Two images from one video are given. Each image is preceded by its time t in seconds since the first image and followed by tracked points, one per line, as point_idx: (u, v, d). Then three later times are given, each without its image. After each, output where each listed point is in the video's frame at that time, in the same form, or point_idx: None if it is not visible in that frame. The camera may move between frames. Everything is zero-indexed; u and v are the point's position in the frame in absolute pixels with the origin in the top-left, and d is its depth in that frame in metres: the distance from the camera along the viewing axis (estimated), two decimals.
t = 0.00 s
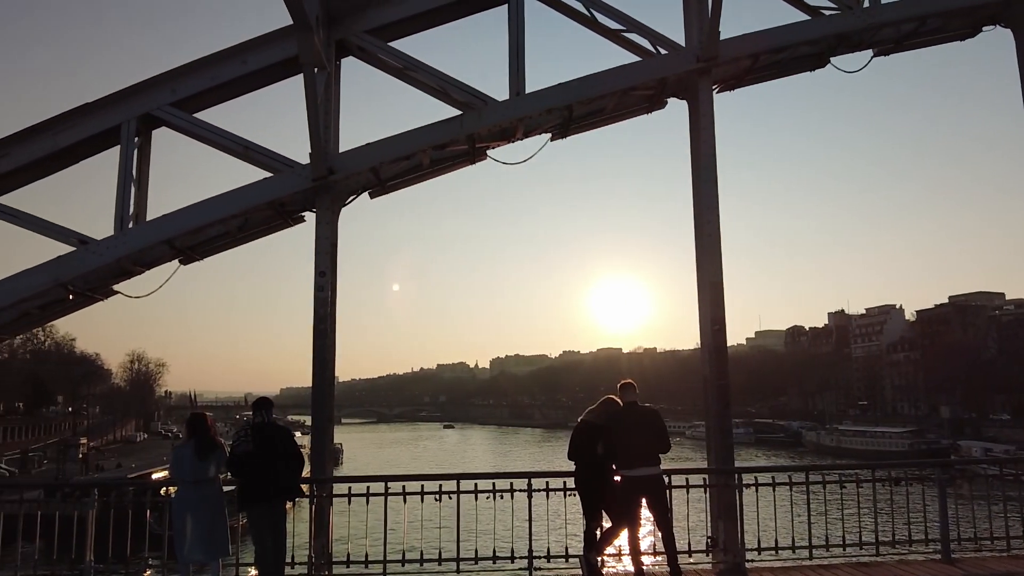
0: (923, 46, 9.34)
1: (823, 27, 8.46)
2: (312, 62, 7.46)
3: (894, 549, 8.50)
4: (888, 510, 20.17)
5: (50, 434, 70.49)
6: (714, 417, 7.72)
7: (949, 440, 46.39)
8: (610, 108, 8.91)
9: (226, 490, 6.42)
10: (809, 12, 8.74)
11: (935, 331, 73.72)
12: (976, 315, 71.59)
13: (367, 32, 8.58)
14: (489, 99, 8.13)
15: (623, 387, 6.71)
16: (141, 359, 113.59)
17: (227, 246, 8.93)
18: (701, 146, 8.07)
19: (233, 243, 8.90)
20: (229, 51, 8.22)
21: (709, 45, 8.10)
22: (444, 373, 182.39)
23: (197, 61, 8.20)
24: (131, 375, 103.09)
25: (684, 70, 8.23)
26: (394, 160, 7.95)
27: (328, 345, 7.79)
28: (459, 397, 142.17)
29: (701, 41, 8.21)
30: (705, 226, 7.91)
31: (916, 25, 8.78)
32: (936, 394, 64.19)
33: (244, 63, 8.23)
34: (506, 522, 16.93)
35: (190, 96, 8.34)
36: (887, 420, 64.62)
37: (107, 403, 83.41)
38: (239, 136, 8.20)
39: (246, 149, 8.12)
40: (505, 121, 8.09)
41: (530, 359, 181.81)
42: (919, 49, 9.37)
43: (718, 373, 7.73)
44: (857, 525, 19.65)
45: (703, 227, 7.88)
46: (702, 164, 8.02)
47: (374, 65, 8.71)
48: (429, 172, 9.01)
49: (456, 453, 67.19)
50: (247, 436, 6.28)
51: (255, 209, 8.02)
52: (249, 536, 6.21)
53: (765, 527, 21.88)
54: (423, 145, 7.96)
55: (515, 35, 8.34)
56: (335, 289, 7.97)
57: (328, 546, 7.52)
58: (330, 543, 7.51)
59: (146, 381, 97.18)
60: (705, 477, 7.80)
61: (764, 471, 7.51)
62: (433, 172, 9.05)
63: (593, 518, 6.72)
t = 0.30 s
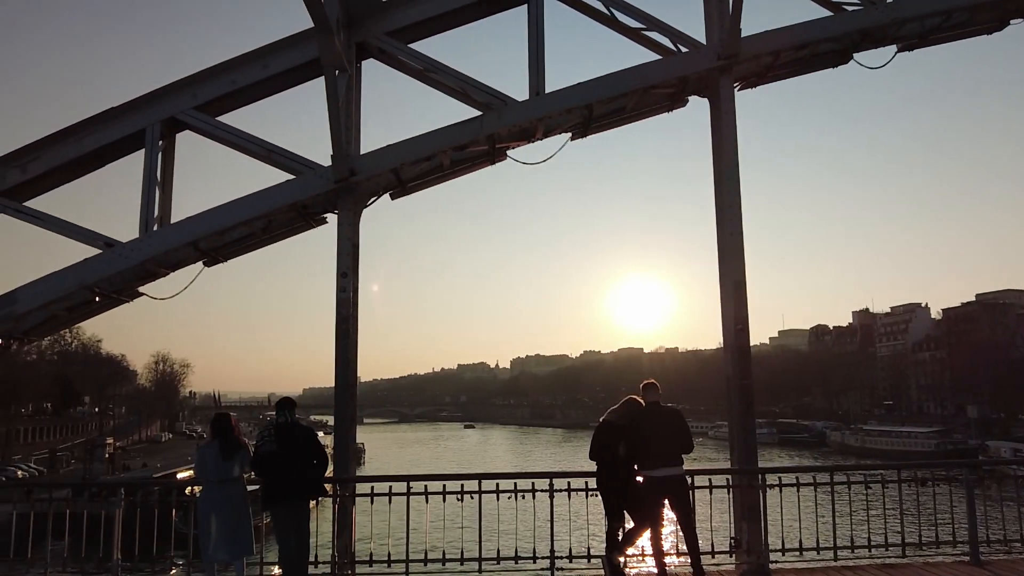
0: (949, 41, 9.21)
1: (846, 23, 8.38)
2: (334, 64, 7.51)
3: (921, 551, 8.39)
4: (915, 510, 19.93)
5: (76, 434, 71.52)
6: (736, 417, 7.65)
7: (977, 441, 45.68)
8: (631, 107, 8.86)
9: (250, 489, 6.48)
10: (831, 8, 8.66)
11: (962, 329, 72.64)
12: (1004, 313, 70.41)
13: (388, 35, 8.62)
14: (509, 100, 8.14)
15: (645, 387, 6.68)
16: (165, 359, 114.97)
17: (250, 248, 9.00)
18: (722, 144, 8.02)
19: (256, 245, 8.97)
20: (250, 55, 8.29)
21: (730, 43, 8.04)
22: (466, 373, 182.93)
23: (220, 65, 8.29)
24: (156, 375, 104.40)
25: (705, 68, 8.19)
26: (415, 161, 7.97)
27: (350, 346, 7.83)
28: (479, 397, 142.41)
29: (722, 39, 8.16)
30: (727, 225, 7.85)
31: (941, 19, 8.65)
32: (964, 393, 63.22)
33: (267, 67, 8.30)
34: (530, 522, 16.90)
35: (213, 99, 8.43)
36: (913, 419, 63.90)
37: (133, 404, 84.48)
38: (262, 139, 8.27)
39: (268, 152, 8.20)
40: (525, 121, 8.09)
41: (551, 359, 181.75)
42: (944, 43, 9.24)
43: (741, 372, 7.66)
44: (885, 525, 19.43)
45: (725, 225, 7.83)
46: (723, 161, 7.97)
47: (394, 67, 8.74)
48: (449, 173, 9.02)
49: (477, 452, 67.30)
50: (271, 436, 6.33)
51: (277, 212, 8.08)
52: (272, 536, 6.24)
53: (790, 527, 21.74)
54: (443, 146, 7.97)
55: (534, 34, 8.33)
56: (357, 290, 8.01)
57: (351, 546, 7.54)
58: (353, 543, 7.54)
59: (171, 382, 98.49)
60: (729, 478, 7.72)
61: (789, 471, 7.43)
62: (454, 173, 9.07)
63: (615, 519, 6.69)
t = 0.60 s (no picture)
0: (975, 34, 9.07)
1: (871, 18, 8.28)
2: (354, 66, 7.54)
3: (948, 553, 8.26)
4: (941, 511, 19.70)
5: (102, 433, 72.50)
6: (760, 417, 7.58)
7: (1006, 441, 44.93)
8: (652, 106, 8.82)
9: (273, 487, 6.53)
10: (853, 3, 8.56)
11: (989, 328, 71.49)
12: None
13: (407, 36, 8.65)
14: (529, 100, 8.14)
15: (667, 387, 6.64)
16: (189, 360, 116.29)
17: (272, 250, 9.08)
18: (743, 142, 7.95)
19: (278, 246, 9.05)
20: (271, 58, 8.36)
21: (751, 40, 7.98)
22: (487, 372, 183.34)
23: (241, 69, 8.36)
24: (180, 376, 105.61)
25: (726, 66, 8.13)
26: (435, 162, 8.00)
27: (372, 347, 7.86)
28: (500, 397, 142.55)
29: (743, 36, 8.11)
30: (749, 223, 7.79)
31: (968, 13, 8.52)
32: (992, 393, 62.22)
33: (288, 70, 8.37)
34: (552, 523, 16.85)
35: (235, 102, 8.51)
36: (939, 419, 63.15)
37: (158, 404, 85.53)
38: (283, 142, 8.33)
39: (290, 154, 8.26)
40: (545, 121, 8.08)
41: (571, 359, 181.62)
42: (970, 37, 9.09)
43: (764, 372, 7.60)
44: (913, 527, 19.18)
45: (747, 224, 7.76)
46: (745, 158, 7.89)
47: (414, 69, 8.79)
48: (469, 173, 9.03)
49: (497, 452, 67.35)
50: (293, 436, 6.38)
51: (298, 214, 8.13)
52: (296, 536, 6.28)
53: (815, 528, 21.58)
54: (464, 147, 8.00)
55: (554, 34, 8.32)
56: (378, 290, 8.05)
57: (373, 545, 7.56)
58: (374, 542, 7.57)
59: (195, 382, 99.56)
60: (752, 479, 7.64)
61: (814, 472, 7.33)
62: (474, 173, 9.08)
63: (637, 519, 6.65)
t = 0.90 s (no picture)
0: (1001, 28, 8.91)
1: (894, 13, 8.19)
2: (374, 68, 7.58)
3: (975, 555, 8.14)
4: (970, 512, 19.42)
5: (128, 433, 73.45)
6: (783, 417, 7.50)
7: None
8: (673, 104, 8.76)
9: (296, 486, 6.59)
10: None
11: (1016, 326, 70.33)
12: None
13: (427, 38, 8.67)
14: (549, 100, 8.14)
15: (690, 387, 6.60)
16: (213, 361, 117.49)
17: (295, 251, 9.15)
18: (766, 140, 7.89)
19: (300, 247, 9.12)
20: (292, 61, 8.43)
21: (773, 38, 7.92)
22: (507, 372, 183.56)
23: (262, 72, 8.44)
24: (203, 376, 106.69)
25: (747, 63, 8.08)
26: (454, 163, 8.01)
27: (393, 347, 7.89)
28: (520, 397, 142.64)
29: (764, 33, 8.05)
30: (771, 221, 7.73)
31: (993, 6, 8.39)
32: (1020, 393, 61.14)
33: (308, 72, 8.44)
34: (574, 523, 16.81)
35: (257, 105, 8.58)
36: (965, 419, 62.26)
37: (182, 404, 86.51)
38: (304, 144, 8.40)
39: (311, 157, 8.32)
40: (565, 120, 8.07)
41: (591, 359, 181.30)
42: (995, 31, 8.94)
43: (787, 372, 7.53)
44: (940, 528, 18.95)
45: (769, 223, 7.72)
46: (766, 156, 7.84)
47: (433, 70, 8.82)
48: (489, 174, 9.05)
49: (518, 452, 67.37)
50: (316, 435, 6.43)
51: (320, 215, 8.19)
52: (320, 536, 6.31)
53: (840, 529, 21.39)
54: (483, 147, 8.02)
55: (573, 33, 8.31)
56: (400, 290, 8.09)
57: (395, 544, 7.60)
58: (397, 541, 7.60)
59: (218, 382, 100.55)
60: (775, 479, 7.58)
61: (838, 472, 7.26)
62: (494, 174, 9.09)
63: (659, 520, 6.61)
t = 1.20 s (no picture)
0: None
1: (918, 8, 8.11)
2: (394, 70, 7.62)
3: (1003, 557, 8.01)
4: (999, 513, 19.14)
5: (152, 433, 74.42)
6: (805, 417, 7.43)
7: None
8: (692, 102, 8.72)
9: (318, 486, 6.63)
10: None
11: None
12: None
13: (446, 39, 8.69)
14: (568, 99, 8.14)
15: (713, 388, 6.57)
16: (236, 362, 118.68)
17: (316, 252, 9.22)
18: (787, 137, 7.82)
19: (322, 249, 9.18)
20: (313, 63, 8.50)
21: (793, 34, 7.87)
22: (527, 373, 183.73)
23: (284, 75, 8.52)
24: (226, 377, 107.77)
25: (768, 60, 8.03)
26: (474, 163, 8.03)
27: (414, 347, 7.93)
28: (540, 397, 142.70)
29: (785, 30, 8.00)
30: (793, 219, 7.67)
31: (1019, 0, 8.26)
32: None
33: (328, 74, 8.50)
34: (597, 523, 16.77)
35: (278, 108, 8.66)
36: (992, 419, 61.33)
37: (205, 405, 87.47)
38: (325, 146, 8.45)
39: (332, 159, 8.38)
40: (584, 120, 8.07)
41: (611, 359, 180.98)
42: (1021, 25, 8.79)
43: (810, 372, 7.47)
44: (967, 529, 18.70)
45: (791, 221, 7.65)
46: (787, 153, 7.78)
47: (452, 71, 8.86)
48: (508, 174, 9.06)
49: (538, 452, 67.40)
50: (337, 435, 6.47)
51: (341, 217, 8.25)
52: (341, 535, 6.35)
53: (866, 530, 21.21)
54: (503, 147, 8.02)
55: (592, 33, 8.30)
56: (419, 290, 8.12)
57: (417, 543, 7.63)
58: (418, 541, 7.63)
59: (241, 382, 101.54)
60: (798, 479, 7.51)
61: (862, 473, 7.18)
62: (513, 174, 9.11)
63: (682, 520, 6.56)
